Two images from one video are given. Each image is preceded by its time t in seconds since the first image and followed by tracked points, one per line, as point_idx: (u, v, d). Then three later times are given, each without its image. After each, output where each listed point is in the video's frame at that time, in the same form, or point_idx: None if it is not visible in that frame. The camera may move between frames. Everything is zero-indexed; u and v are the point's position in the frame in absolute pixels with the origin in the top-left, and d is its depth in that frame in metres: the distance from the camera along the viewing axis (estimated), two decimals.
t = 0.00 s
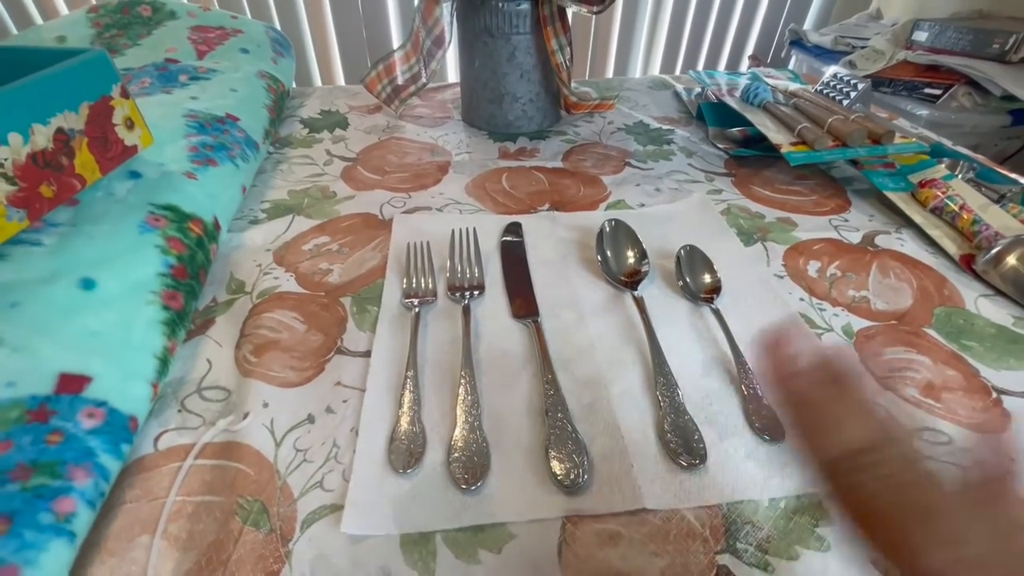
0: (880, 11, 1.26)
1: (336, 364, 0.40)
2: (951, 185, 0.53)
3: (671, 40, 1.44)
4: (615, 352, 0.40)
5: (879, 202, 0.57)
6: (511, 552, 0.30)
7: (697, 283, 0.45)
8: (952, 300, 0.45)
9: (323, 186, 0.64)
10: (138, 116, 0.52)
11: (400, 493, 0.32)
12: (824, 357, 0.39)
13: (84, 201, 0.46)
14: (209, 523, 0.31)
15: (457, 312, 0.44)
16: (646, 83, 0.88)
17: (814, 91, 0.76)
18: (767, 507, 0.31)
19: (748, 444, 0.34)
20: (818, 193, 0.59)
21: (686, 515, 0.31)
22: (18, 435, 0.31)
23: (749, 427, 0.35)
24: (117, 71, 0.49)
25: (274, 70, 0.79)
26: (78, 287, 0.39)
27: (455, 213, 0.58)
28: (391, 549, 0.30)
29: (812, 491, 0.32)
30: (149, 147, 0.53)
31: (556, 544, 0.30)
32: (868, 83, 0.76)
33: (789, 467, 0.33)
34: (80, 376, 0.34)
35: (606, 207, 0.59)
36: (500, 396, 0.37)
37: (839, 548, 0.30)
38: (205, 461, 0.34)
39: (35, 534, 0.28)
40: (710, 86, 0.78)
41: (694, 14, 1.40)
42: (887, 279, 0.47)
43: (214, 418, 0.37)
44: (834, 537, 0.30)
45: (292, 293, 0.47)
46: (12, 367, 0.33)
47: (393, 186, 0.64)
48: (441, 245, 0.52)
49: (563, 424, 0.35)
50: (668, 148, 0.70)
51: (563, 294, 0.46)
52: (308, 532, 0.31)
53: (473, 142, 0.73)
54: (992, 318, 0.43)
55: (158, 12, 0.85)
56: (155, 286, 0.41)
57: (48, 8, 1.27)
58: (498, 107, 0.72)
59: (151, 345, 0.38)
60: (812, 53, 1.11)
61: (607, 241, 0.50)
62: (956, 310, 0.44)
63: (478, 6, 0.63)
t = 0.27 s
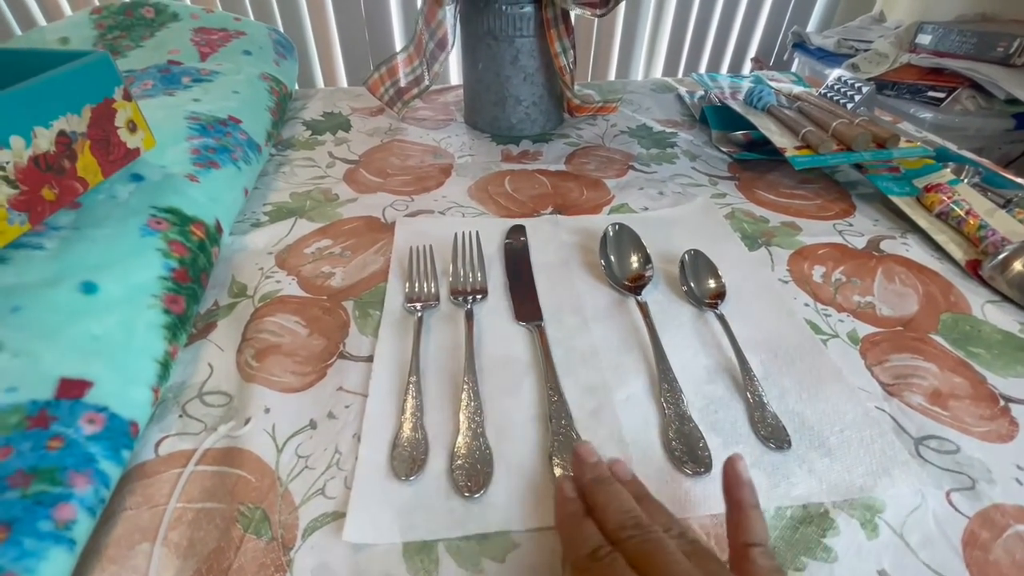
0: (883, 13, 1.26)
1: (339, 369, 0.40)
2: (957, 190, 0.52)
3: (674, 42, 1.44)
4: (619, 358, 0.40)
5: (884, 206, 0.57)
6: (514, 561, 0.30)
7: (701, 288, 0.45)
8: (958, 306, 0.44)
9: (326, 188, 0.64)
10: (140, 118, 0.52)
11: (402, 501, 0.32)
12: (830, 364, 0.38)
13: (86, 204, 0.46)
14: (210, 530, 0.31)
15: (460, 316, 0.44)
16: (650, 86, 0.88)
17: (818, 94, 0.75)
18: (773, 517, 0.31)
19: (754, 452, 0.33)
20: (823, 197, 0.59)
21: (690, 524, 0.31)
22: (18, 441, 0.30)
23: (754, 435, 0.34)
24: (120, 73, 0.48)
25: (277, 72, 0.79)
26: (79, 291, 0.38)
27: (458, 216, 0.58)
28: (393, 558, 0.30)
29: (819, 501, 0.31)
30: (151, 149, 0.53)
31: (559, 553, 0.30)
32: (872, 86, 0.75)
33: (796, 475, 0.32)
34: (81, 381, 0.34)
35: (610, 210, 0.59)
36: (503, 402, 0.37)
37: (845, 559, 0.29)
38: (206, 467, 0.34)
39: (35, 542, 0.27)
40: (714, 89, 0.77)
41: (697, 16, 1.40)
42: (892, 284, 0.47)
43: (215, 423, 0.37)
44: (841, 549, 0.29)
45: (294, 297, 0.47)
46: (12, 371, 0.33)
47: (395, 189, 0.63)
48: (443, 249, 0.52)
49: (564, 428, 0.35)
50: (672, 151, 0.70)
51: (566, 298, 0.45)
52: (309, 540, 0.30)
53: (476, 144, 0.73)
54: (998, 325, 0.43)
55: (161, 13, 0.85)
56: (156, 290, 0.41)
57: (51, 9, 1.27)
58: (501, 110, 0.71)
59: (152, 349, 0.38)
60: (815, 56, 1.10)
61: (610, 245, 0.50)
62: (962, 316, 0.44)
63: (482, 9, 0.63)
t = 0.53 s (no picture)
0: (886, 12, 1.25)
1: (334, 368, 0.40)
2: (961, 188, 0.52)
3: (675, 41, 1.43)
4: (618, 357, 0.39)
5: (888, 204, 0.57)
6: (510, 564, 0.29)
7: (702, 287, 0.44)
8: (963, 306, 0.44)
9: (323, 186, 0.63)
10: (135, 114, 0.51)
11: (397, 502, 0.31)
12: (833, 364, 0.38)
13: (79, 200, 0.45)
14: (200, 532, 0.30)
15: (457, 315, 0.43)
16: (651, 84, 0.87)
17: (821, 92, 0.75)
18: (775, 519, 0.30)
19: (756, 453, 0.33)
20: (825, 195, 0.58)
21: (691, 527, 0.30)
22: (5, 441, 0.30)
23: (756, 436, 0.34)
24: (113, 68, 0.48)
25: (275, 69, 0.78)
26: (70, 288, 0.38)
27: (456, 214, 0.57)
28: (387, 560, 0.29)
29: (822, 504, 0.31)
30: (146, 145, 0.53)
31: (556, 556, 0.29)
32: (875, 84, 0.75)
33: (798, 477, 0.32)
34: (71, 379, 0.33)
35: (610, 208, 0.58)
36: (500, 402, 0.36)
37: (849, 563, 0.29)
38: (197, 467, 0.33)
39: (21, 543, 0.27)
40: (715, 86, 0.77)
41: (699, 15, 1.39)
42: (896, 283, 0.46)
43: (208, 423, 0.36)
44: (844, 552, 0.29)
45: (290, 295, 0.47)
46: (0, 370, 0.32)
47: (394, 187, 0.63)
48: (441, 247, 0.51)
49: (559, 426, 0.34)
50: (673, 149, 0.69)
51: (565, 297, 0.45)
52: (302, 542, 0.30)
53: (475, 142, 0.72)
54: (1004, 324, 0.42)
55: (159, 10, 0.84)
56: (149, 287, 0.41)
57: (50, 6, 1.26)
58: (500, 107, 0.71)
59: (144, 347, 0.38)
60: (818, 54, 1.10)
61: (610, 243, 0.49)
62: (967, 315, 0.43)
63: (481, 5, 0.62)
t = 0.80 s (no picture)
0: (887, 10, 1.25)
1: (333, 364, 0.39)
2: (963, 185, 0.52)
3: (675, 38, 1.43)
4: (619, 354, 0.39)
5: (889, 201, 0.56)
6: (510, 561, 0.29)
7: (703, 284, 0.44)
8: (965, 302, 0.44)
9: (322, 182, 0.63)
10: (133, 110, 0.51)
11: (396, 499, 0.31)
12: (834, 360, 0.38)
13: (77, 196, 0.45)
14: (198, 529, 0.30)
15: (457, 311, 0.43)
16: (651, 81, 0.87)
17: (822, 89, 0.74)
18: (776, 516, 0.30)
19: (757, 450, 0.33)
20: (826, 192, 0.58)
21: (692, 524, 0.30)
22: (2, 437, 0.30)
23: (757, 432, 0.33)
24: (111, 63, 0.48)
25: (274, 66, 0.78)
26: (67, 284, 0.38)
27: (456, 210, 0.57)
28: (386, 557, 0.29)
29: (824, 500, 0.30)
30: (144, 141, 0.52)
31: (557, 553, 0.29)
32: (877, 81, 0.74)
33: (800, 474, 0.31)
34: (68, 375, 0.33)
35: (610, 205, 0.58)
36: (500, 398, 0.36)
37: (851, 560, 0.29)
38: (196, 464, 0.33)
39: (17, 540, 0.27)
40: (716, 83, 0.76)
41: (699, 12, 1.39)
42: (897, 280, 0.46)
43: (206, 419, 0.36)
44: (846, 549, 0.29)
45: (289, 292, 0.46)
46: None
47: (393, 183, 0.63)
48: (441, 243, 0.51)
49: (558, 421, 0.34)
50: (673, 146, 0.69)
51: (565, 293, 0.44)
52: (300, 539, 0.30)
53: (475, 139, 0.72)
54: (1006, 321, 0.42)
55: (157, 6, 0.84)
56: (147, 283, 0.41)
57: (48, 3, 1.26)
58: (500, 104, 0.71)
59: (142, 344, 0.37)
60: (818, 52, 1.09)
61: (611, 240, 0.49)
62: (969, 312, 0.43)
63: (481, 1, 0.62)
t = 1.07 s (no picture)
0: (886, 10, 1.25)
1: (334, 362, 0.40)
2: (962, 184, 0.52)
3: (675, 38, 1.43)
4: (620, 352, 0.39)
5: (888, 200, 0.56)
6: (512, 558, 0.29)
7: (703, 282, 0.44)
8: (964, 301, 0.44)
9: (323, 181, 0.63)
10: (134, 108, 0.51)
11: (398, 496, 0.31)
12: (834, 358, 0.38)
13: (78, 193, 0.45)
14: (201, 525, 0.30)
15: (458, 309, 0.43)
16: (651, 80, 0.87)
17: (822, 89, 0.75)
18: (776, 513, 0.30)
19: (758, 447, 0.33)
20: (826, 191, 0.58)
21: (693, 520, 0.30)
22: (4, 433, 0.30)
23: (758, 430, 0.33)
24: (112, 61, 0.48)
25: (274, 64, 0.78)
26: (69, 281, 0.38)
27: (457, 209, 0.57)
28: (388, 554, 0.29)
29: (824, 497, 0.31)
30: (145, 139, 0.52)
31: (558, 549, 0.29)
32: (876, 81, 0.75)
33: (800, 471, 0.32)
34: (71, 373, 0.33)
35: (611, 204, 0.58)
36: (501, 396, 0.36)
37: (851, 557, 0.29)
38: (198, 461, 0.33)
39: (20, 536, 0.27)
40: (716, 83, 0.76)
41: (698, 11, 1.39)
42: (897, 279, 0.46)
43: (207, 417, 0.36)
44: (847, 545, 0.29)
45: (290, 290, 0.46)
46: None
47: (394, 182, 0.63)
48: (442, 241, 0.51)
49: (559, 418, 0.34)
50: (673, 146, 0.69)
51: (566, 292, 0.45)
52: (302, 535, 0.30)
53: (475, 138, 0.72)
54: (1005, 319, 0.42)
55: (157, 4, 0.84)
56: (149, 281, 0.41)
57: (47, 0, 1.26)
58: (500, 103, 0.71)
59: (144, 341, 0.37)
60: (818, 52, 1.10)
61: (612, 238, 0.49)
62: (968, 311, 0.43)
63: None
